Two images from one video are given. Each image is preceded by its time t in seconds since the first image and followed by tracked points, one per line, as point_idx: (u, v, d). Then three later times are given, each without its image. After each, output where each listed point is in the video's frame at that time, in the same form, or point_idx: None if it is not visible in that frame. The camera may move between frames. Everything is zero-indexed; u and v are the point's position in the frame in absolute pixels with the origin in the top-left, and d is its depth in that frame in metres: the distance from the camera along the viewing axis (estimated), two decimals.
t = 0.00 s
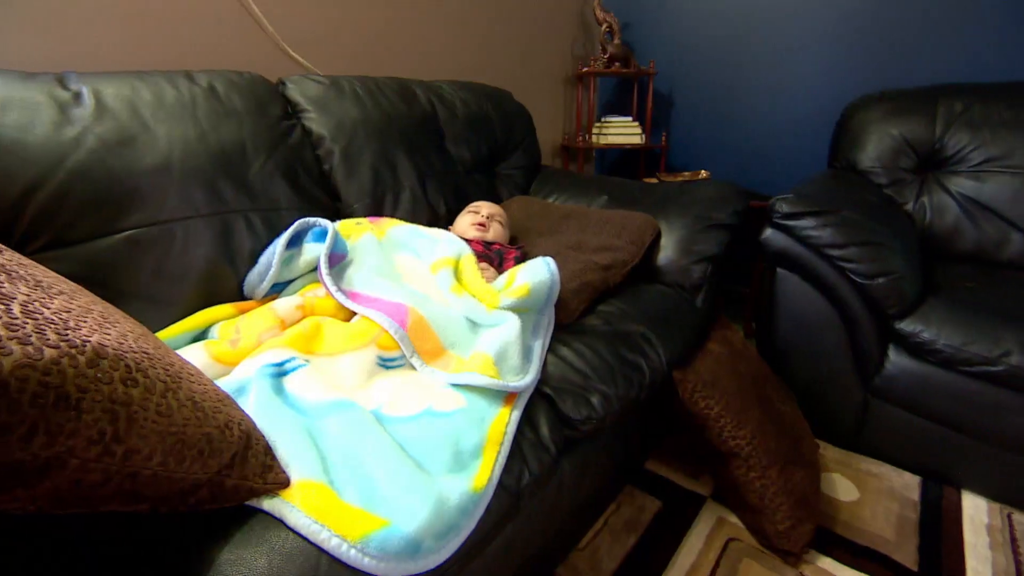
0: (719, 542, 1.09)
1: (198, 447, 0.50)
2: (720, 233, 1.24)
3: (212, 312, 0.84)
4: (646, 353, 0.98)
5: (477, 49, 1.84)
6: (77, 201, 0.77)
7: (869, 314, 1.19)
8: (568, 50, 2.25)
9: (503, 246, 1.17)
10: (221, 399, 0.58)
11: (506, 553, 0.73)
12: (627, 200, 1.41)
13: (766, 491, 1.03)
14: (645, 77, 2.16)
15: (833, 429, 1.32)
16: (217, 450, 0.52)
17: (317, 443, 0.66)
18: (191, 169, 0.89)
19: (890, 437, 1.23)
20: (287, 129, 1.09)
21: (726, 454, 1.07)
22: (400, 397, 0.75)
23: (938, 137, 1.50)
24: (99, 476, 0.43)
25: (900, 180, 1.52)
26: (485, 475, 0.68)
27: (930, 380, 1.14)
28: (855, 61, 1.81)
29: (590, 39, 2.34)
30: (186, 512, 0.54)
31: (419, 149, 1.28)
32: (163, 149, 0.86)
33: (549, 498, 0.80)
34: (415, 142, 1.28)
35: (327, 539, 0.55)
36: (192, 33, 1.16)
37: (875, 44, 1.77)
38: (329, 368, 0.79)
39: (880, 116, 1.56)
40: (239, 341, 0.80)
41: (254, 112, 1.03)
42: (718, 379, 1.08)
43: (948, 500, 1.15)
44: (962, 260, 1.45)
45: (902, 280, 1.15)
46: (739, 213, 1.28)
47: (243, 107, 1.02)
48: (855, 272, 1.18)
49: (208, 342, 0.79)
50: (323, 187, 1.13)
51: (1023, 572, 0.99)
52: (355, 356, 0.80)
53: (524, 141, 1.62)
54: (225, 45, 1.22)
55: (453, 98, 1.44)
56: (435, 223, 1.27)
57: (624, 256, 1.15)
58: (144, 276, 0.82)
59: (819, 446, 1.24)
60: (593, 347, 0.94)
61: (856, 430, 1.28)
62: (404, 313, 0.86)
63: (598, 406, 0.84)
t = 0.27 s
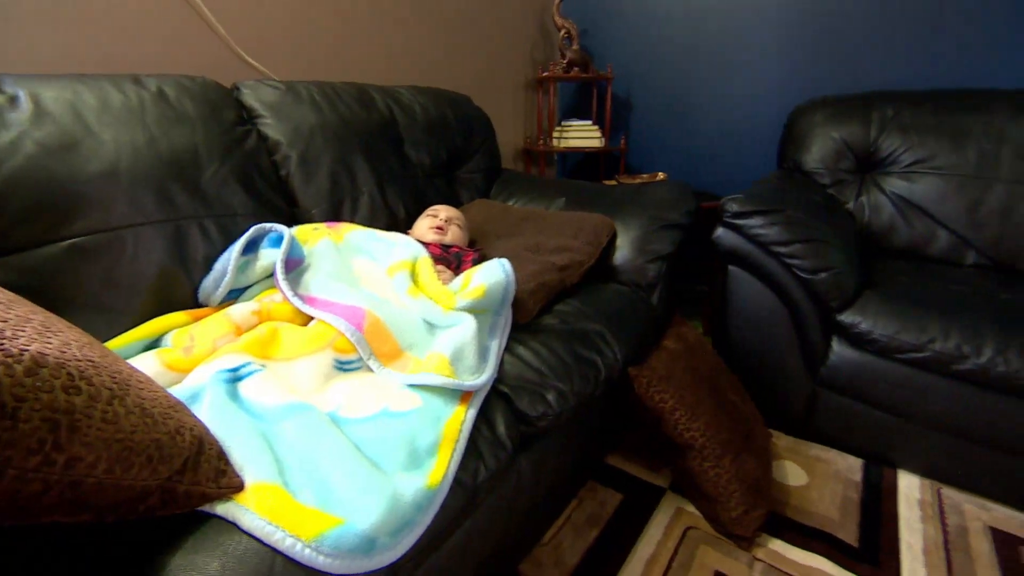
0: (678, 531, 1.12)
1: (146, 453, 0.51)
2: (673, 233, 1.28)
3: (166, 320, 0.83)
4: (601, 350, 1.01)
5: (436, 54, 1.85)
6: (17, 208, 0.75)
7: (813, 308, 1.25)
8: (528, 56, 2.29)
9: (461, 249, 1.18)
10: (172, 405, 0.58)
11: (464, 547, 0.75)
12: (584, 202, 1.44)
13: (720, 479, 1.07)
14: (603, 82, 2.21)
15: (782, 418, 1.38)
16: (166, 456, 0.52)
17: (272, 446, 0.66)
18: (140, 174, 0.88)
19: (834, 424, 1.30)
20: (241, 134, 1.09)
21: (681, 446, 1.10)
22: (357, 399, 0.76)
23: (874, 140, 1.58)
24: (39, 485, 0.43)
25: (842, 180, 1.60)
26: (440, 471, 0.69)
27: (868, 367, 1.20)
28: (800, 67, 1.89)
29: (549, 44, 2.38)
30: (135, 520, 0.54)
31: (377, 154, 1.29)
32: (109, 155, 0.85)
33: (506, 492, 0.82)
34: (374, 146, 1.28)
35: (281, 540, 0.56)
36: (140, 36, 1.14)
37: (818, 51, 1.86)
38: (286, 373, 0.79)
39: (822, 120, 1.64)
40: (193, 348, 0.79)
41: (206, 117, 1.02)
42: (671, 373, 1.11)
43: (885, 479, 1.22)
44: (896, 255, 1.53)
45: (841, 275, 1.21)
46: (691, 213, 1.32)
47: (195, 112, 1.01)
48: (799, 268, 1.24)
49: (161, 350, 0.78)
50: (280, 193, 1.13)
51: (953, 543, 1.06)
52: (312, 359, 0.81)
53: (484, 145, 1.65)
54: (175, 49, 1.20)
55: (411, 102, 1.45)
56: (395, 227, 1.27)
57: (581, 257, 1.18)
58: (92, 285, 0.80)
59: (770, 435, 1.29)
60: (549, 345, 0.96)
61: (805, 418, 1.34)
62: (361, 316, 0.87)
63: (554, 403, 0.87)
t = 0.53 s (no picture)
0: (623, 520, 1.14)
1: (71, 460, 0.51)
2: (613, 233, 1.33)
3: (99, 328, 0.81)
4: (542, 346, 1.04)
5: (383, 58, 1.86)
6: None
7: (744, 301, 1.32)
8: (476, 60, 2.31)
9: (405, 252, 1.20)
10: (102, 411, 0.58)
11: (406, 540, 0.77)
12: (529, 204, 1.48)
13: (659, 467, 1.10)
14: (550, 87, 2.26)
15: (719, 406, 1.45)
16: (95, 462, 0.53)
17: (209, 448, 0.66)
18: (67, 179, 0.86)
19: (767, 409, 1.37)
20: (178, 138, 1.07)
21: (623, 436, 1.13)
22: (297, 399, 0.77)
23: (799, 144, 1.68)
24: None
25: (773, 181, 1.70)
26: (379, 466, 0.71)
27: (796, 356, 1.28)
28: (734, 75, 1.99)
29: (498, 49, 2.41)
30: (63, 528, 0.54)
31: (322, 158, 1.29)
32: (32, 159, 0.83)
33: (449, 485, 0.85)
34: (318, 150, 1.28)
35: (216, 538, 0.56)
36: (67, 36, 1.10)
37: (750, 59, 1.96)
38: (225, 376, 0.79)
39: (754, 124, 1.74)
40: (127, 355, 0.78)
41: (139, 121, 1.01)
42: (612, 367, 1.15)
43: (811, 458, 1.31)
44: (819, 250, 1.65)
45: (768, 270, 1.27)
46: (631, 214, 1.38)
47: (127, 116, 0.99)
48: (731, 264, 1.28)
49: (92, 358, 0.76)
50: (220, 197, 1.12)
51: (870, 513, 1.14)
52: (252, 362, 0.81)
53: (431, 149, 1.66)
54: (105, 50, 1.16)
55: (357, 107, 1.46)
56: (341, 231, 1.28)
57: (524, 257, 1.21)
58: (17, 293, 0.78)
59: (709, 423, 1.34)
60: (490, 343, 0.99)
61: (741, 406, 1.41)
62: (302, 318, 0.88)
63: (494, 398, 0.90)
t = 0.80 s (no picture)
0: (569, 510, 1.17)
1: None
2: (556, 233, 1.38)
3: (25, 338, 0.79)
4: (484, 344, 1.07)
5: (326, 63, 1.85)
6: None
7: (682, 296, 1.35)
8: (424, 65, 2.33)
9: (349, 255, 1.21)
10: (26, 422, 0.58)
11: (351, 535, 0.78)
12: (475, 207, 1.51)
13: (603, 455, 1.12)
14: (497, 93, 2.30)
15: (663, 399, 1.48)
16: (18, 471, 0.52)
17: (145, 453, 0.66)
18: None
19: (707, 399, 1.42)
20: (109, 143, 1.05)
21: (567, 429, 1.13)
22: (237, 401, 0.77)
23: (732, 147, 1.78)
24: None
25: (709, 182, 1.79)
26: (320, 462, 0.73)
27: (731, 347, 1.33)
28: (672, 81, 2.08)
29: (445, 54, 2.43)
30: None
31: (265, 163, 1.28)
32: None
33: (394, 480, 0.87)
34: (260, 155, 1.27)
35: (151, 540, 0.57)
36: None
37: (686, 67, 2.05)
38: (162, 381, 0.78)
39: (690, 128, 1.82)
40: (55, 364, 0.76)
41: (66, 125, 0.99)
42: (554, 362, 1.15)
43: (746, 442, 1.38)
44: (751, 246, 1.74)
45: (703, 265, 1.32)
46: (573, 214, 1.42)
47: (52, 119, 0.97)
48: (668, 261, 1.32)
49: (17, 369, 0.74)
50: (156, 203, 1.10)
51: (796, 489, 1.22)
52: (191, 367, 0.80)
53: (378, 154, 1.67)
54: (27, 52, 1.13)
55: (300, 112, 1.46)
56: (285, 236, 1.27)
57: (468, 258, 1.25)
58: None
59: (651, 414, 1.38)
60: (434, 342, 1.02)
61: (682, 397, 1.46)
62: (243, 322, 0.88)
63: (437, 395, 0.93)
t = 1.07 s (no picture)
0: (519, 502, 1.20)
1: None
2: (502, 235, 1.42)
3: None
4: (431, 344, 1.10)
5: (271, 67, 1.83)
6: None
7: (624, 293, 1.40)
8: (373, 70, 2.33)
9: (296, 260, 1.21)
10: None
11: (300, 532, 0.80)
12: (424, 210, 1.53)
13: (550, 448, 1.15)
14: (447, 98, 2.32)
15: (612, 393, 1.51)
16: None
17: (79, 459, 0.65)
18: None
19: (653, 391, 1.47)
20: (36, 148, 1.03)
21: (515, 423, 1.16)
22: (180, 405, 0.77)
23: (672, 150, 1.86)
24: None
25: (652, 184, 1.86)
26: (264, 460, 0.74)
27: (672, 341, 1.39)
28: (616, 88, 2.16)
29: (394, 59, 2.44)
30: None
31: (207, 168, 1.26)
32: None
33: (342, 478, 0.88)
34: (203, 161, 1.26)
35: (86, 544, 0.57)
36: None
37: (628, 74, 2.13)
38: (99, 388, 0.77)
39: (633, 132, 1.89)
40: None
41: None
42: (501, 359, 1.18)
43: (689, 431, 1.44)
44: (692, 245, 1.82)
45: (642, 263, 1.37)
46: (519, 216, 1.46)
47: None
48: (609, 259, 1.37)
49: None
50: (92, 209, 1.08)
51: (733, 472, 1.29)
52: (131, 373, 0.79)
53: (326, 159, 1.67)
54: None
55: (244, 117, 1.44)
56: (231, 242, 1.26)
57: (415, 261, 1.27)
58: None
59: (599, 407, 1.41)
60: (380, 343, 1.04)
61: (629, 391, 1.49)
62: (185, 327, 0.88)
63: (384, 393, 0.95)
